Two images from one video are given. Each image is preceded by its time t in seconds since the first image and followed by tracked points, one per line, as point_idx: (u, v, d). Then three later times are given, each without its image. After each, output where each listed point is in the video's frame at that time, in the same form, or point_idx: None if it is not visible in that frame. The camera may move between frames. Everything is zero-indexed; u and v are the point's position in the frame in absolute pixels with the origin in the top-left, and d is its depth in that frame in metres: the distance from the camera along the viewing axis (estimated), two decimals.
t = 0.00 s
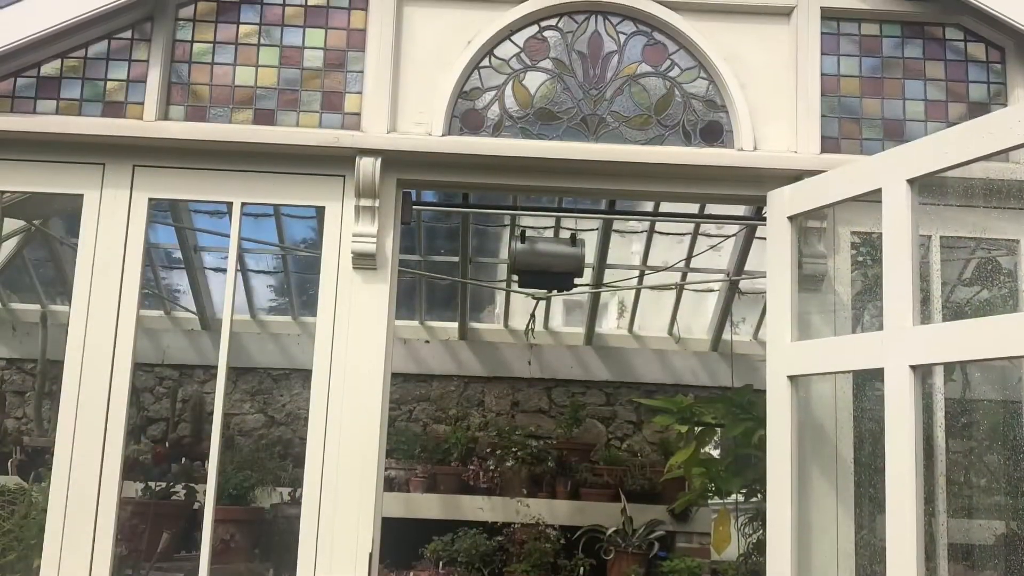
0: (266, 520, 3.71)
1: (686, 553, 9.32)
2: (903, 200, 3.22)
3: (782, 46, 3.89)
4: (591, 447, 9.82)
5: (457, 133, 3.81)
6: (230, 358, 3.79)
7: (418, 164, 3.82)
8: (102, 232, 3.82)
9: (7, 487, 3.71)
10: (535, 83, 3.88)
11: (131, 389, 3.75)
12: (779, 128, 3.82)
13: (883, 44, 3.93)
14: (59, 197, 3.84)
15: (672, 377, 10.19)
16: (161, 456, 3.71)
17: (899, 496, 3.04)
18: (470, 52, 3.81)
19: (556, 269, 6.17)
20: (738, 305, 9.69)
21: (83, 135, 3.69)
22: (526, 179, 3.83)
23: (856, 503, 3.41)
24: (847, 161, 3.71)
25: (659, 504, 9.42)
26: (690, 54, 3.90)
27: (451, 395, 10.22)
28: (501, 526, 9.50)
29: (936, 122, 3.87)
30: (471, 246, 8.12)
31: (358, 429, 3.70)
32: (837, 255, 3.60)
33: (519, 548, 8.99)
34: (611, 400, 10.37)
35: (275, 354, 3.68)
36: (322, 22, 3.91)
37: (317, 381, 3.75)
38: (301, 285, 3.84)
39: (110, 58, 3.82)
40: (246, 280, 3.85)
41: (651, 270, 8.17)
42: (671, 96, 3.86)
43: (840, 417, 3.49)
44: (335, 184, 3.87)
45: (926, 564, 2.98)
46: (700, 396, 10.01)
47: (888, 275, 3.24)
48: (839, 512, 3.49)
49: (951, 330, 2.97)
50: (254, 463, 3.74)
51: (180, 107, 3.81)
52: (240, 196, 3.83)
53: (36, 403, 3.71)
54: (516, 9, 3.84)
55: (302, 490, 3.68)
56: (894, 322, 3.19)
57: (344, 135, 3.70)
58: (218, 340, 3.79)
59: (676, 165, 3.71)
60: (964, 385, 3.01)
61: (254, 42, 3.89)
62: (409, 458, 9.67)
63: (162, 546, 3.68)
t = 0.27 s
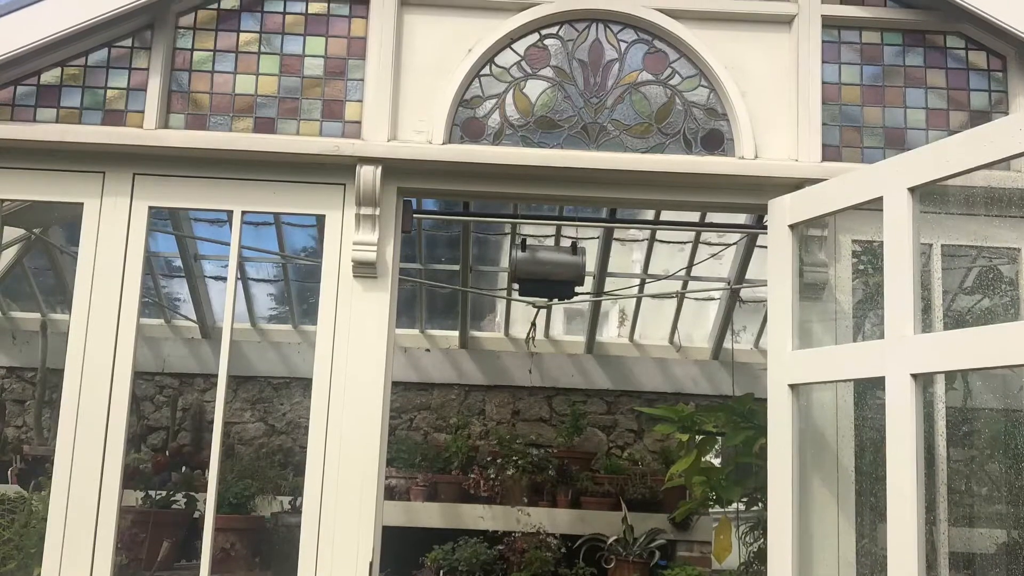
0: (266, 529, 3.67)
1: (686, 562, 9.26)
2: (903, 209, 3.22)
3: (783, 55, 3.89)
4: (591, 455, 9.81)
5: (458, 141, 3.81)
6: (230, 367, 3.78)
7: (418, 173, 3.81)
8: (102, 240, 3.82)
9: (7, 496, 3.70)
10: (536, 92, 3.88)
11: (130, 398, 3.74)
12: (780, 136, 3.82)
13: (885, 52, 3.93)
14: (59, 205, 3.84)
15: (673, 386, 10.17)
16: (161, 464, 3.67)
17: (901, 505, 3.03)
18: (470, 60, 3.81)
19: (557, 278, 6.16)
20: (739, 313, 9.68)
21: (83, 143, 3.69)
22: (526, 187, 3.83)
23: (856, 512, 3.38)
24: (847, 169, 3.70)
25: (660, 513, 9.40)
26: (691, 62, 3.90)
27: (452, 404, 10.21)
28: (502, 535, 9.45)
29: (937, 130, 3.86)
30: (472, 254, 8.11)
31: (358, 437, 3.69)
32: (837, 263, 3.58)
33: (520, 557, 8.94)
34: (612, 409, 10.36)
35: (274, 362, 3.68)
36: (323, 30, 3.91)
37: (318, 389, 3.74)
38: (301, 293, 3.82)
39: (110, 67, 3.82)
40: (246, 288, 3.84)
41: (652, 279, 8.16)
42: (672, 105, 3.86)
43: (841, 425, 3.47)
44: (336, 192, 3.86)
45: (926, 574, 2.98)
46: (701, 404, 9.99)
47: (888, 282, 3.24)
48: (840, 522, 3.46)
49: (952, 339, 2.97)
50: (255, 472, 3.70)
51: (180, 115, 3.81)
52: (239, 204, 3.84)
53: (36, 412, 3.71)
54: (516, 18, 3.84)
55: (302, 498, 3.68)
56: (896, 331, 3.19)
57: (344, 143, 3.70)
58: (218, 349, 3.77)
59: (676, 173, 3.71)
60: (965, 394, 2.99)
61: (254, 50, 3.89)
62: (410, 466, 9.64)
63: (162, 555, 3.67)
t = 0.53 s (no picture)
0: (266, 538, 3.67)
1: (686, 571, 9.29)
2: (903, 217, 3.22)
3: (784, 63, 3.89)
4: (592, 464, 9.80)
5: (459, 149, 3.81)
6: (230, 376, 3.78)
7: (418, 181, 3.81)
8: (102, 249, 3.81)
9: (7, 504, 3.67)
10: (537, 100, 3.87)
11: (131, 406, 3.73)
12: (781, 144, 3.81)
13: (886, 60, 3.93)
14: (59, 214, 3.84)
15: (674, 395, 10.15)
16: (161, 473, 3.68)
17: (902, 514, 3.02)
18: (470, 68, 3.81)
19: (558, 286, 6.15)
20: (740, 322, 9.66)
21: (83, 151, 3.68)
22: (527, 195, 3.83)
23: (857, 520, 3.37)
24: (848, 178, 3.70)
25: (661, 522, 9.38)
26: (692, 70, 3.90)
27: (452, 413, 10.19)
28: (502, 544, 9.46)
29: (939, 138, 3.86)
30: (472, 263, 8.10)
31: (359, 446, 3.67)
32: (840, 272, 3.58)
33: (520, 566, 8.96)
34: (613, 417, 10.34)
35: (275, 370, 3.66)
36: (323, 38, 3.90)
37: (318, 397, 3.73)
38: (301, 301, 3.77)
39: (110, 75, 3.82)
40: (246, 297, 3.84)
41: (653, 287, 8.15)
42: (672, 113, 3.86)
43: (843, 434, 3.46)
44: (336, 201, 3.85)
45: None
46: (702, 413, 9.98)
47: (888, 291, 3.25)
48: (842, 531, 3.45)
49: (954, 347, 2.96)
50: (255, 481, 3.68)
51: (180, 123, 3.81)
52: (239, 213, 3.83)
53: (36, 420, 3.70)
54: (517, 26, 3.84)
55: (302, 507, 3.67)
56: (898, 339, 3.18)
57: (344, 152, 3.70)
58: (218, 357, 3.77)
59: (677, 181, 3.71)
60: (967, 403, 2.98)
61: (254, 58, 3.89)
62: (410, 475, 9.63)
63: (162, 564, 3.65)
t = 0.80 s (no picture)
0: (265, 546, 3.69)
1: None
2: (905, 225, 3.21)
3: (785, 71, 3.89)
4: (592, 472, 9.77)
5: (459, 157, 3.81)
6: (230, 385, 3.77)
7: (418, 190, 3.81)
8: (102, 257, 3.81)
9: (7, 513, 3.66)
10: (537, 108, 3.87)
11: (131, 415, 3.72)
12: (782, 153, 3.81)
13: (887, 69, 3.92)
14: (59, 222, 3.83)
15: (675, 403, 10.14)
16: (161, 482, 3.66)
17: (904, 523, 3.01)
18: (471, 77, 3.80)
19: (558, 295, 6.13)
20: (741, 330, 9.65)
21: (83, 160, 3.68)
22: (527, 204, 3.82)
23: (859, 530, 3.36)
24: (848, 186, 3.70)
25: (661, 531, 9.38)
26: (693, 78, 3.90)
27: (453, 421, 10.18)
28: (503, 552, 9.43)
29: (940, 146, 3.86)
30: (473, 271, 8.09)
31: (359, 454, 3.66)
32: (840, 280, 3.56)
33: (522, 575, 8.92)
34: (614, 426, 10.31)
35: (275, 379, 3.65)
36: (323, 46, 3.90)
37: (318, 405, 3.72)
38: (302, 310, 3.82)
39: (110, 83, 3.82)
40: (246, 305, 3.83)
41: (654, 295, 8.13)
42: (673, 121, 3.86)
43: (843, 443, 3.45)
44: (336, 209, 3.85)
45: None
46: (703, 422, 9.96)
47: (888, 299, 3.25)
48: (843, 540, 3.44)
49: (955, 356, 2.96)
50: (255, 489, 3.69)
51: (180, 132, 3.81)
52: (240, 221, 3.81)
53: (37, 429, 3.69)
54: (518, 34, 3.83)
55: (302, 516, 3.66)
56: (900, 347, 3.17)
57: (344, 160, 3.69)
58: (218, 366, 3.76)
59: (678, 189, 3.71)
60: (968, 411, 2.97)
61: (255, 66, 3.89)
62: (411, 483, 9.58)
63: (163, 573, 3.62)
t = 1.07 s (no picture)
0: (266, 555, 3.64)
1: None
2: (906, 232, 3.21)
3: (786, 79, 3.88)
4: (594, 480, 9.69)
5: (460, 166, 3.81)
6: (230, 394, 3.77)
7: (419, 198, 3.80)
8: (102, 265, 3.80)
9: (7, 522, 3.66)
10: (538, 116, 3.87)
11: (131, 423, 3.72)
12: (783, 161, 3.81)
13: (888, 77, 3.92)
14: (59, 230, 3.83)
15: (676, 412, 10.12)
16: (161, 490, 3.64)
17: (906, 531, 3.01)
18: (472, 85, 3.80)
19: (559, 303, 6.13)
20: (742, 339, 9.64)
21: (83, 167, 3.68)
22: (528, 212, 3.82)
23: (860, 538, 3.34)
24: (850, 194, 3.70)
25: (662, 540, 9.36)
26: (694, 86, 3.90)
27: (454, 430, 10.16)
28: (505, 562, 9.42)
29: (941, 155, 3.85)
30: (474, 279, 8.08)
31: (360, 463, 3.65)
32: (841, 288, 3.55)
33: None
34: (614, 434, 10.29)
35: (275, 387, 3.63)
36: (324, 54, 3.90)
37: (318, 414, 3.72)
38: (302, 318, 3.80)
39: (110, 91, 3.82)
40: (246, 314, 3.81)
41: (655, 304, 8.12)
42: (674, 129, 3.86)
43: (844, 451, 3.43)
44: (337, 217, 3.84)
45: None
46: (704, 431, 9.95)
47: (891, 307, 3.24)
48: (844, 548, 3.42)
49: (955, 365, 2.95)
50: (256, 498, 3.65)
51: (180, 140, 3.81)
52: (240, 230, 3.83)
53: (36, 437, 3.68)
54: (518, 42, 3.83)
55: (303, 524, 3.65)
56: (902, 355, 3.16)
57: (345, 168, 3.69)
58: (218, 374, 3.76)
59: (679, 198, 3.70)
60: (969, 420, 2.96)
61: (255, 74, 3.89)
62: (412, 492, 9.61)
63: None
